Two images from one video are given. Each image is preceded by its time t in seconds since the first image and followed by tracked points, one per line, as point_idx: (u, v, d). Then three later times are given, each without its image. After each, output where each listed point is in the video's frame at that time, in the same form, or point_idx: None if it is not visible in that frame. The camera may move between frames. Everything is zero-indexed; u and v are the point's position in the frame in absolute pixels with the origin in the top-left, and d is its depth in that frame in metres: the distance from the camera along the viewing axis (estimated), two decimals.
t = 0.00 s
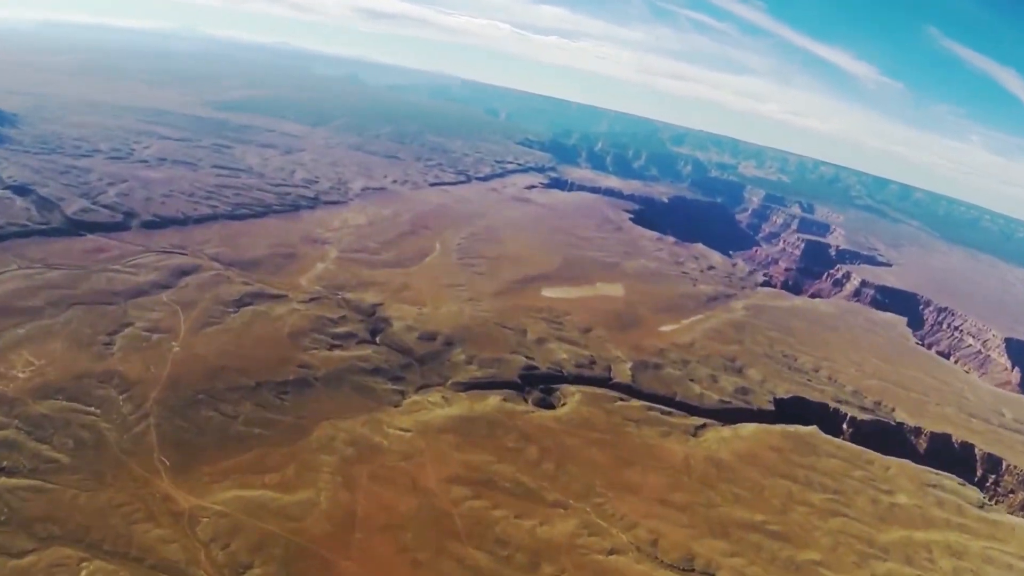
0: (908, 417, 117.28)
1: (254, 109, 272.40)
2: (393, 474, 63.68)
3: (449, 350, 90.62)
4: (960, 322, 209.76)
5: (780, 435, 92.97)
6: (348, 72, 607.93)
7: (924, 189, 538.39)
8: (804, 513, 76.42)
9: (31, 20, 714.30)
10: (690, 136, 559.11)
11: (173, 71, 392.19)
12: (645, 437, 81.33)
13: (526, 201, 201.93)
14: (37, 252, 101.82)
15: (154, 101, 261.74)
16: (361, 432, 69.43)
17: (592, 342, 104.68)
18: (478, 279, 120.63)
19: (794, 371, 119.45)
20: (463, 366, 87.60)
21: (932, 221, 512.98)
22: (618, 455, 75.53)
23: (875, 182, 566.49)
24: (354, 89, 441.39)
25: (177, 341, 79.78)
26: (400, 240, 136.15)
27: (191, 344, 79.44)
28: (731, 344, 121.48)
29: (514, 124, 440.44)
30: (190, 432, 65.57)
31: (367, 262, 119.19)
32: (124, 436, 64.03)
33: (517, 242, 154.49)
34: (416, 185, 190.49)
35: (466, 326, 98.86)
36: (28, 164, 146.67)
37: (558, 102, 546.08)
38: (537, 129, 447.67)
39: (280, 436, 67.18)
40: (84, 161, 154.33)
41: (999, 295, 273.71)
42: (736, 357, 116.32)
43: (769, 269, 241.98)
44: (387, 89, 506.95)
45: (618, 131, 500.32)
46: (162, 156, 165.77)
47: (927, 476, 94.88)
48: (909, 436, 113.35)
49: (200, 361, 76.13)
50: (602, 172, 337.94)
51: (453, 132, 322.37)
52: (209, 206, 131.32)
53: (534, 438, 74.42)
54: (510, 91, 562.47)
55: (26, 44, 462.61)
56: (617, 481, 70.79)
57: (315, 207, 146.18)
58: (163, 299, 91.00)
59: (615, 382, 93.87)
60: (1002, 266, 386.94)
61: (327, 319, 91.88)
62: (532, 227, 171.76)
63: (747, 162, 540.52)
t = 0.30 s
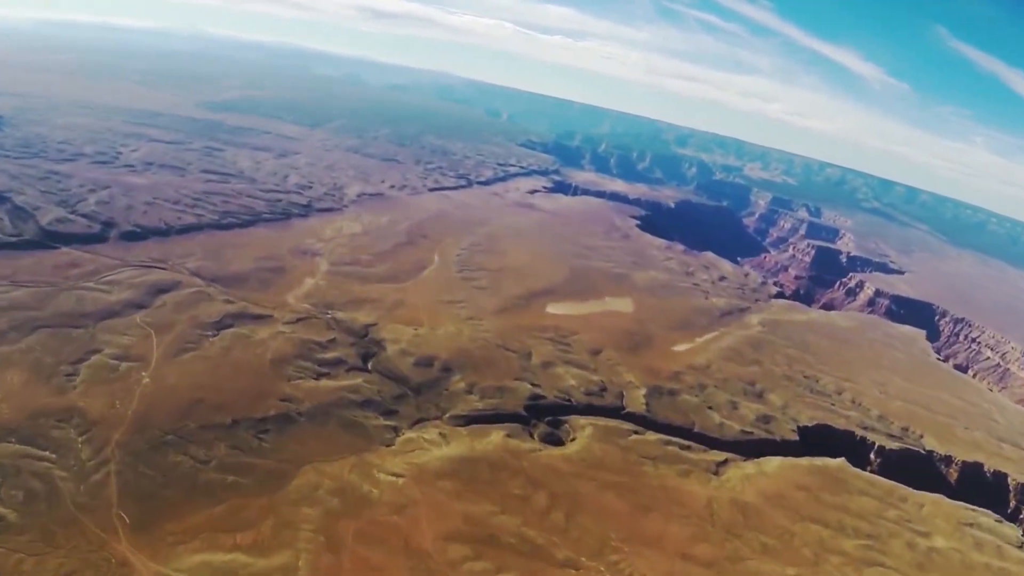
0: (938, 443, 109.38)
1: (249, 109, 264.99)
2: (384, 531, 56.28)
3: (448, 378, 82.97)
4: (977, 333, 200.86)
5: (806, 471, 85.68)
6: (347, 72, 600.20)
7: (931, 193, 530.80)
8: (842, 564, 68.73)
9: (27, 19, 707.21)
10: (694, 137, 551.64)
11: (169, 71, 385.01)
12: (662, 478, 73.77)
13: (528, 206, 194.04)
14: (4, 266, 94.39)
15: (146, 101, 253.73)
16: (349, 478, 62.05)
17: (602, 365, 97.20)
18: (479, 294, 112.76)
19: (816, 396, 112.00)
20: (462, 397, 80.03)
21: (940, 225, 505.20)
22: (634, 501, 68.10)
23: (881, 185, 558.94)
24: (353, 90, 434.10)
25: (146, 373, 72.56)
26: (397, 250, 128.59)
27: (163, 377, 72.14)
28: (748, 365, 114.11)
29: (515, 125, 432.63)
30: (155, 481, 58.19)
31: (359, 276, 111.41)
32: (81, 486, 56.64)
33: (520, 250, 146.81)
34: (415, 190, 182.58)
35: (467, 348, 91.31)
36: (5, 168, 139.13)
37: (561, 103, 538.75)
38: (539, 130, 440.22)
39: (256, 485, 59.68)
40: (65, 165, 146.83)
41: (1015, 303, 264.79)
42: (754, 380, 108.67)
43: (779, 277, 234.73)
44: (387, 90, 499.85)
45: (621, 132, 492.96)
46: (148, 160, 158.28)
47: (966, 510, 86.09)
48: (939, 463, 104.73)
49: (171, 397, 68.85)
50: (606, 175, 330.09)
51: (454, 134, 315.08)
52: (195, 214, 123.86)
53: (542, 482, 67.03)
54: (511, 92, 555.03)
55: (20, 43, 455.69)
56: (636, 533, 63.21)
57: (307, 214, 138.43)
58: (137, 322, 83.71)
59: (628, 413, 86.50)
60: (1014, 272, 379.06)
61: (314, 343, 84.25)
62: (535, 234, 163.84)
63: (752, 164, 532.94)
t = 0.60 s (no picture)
0: (974, 471, 100.77)
1: (247, 108, 257.43)
2: None
3: (450, 408, 75.49)
4: (998, 342, 190.83)
5: (841, 511, 78.22)
6: (350, 70, 592.29)
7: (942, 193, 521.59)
8: None
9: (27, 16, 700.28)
10: (701, 136, 543.01)
11: (167, 68, 377.52)
12: (688, 525, 66.36)
13: (535, 209, 185.98)
14: None
15: (140, 100, 246.13)
16: (338, 535, 54.77)
17: (618, 390, 89.65)
18: (484, 308, 105.09)
19: (843, 421, 104.43)
20: (464, 431, 72.55)
21: (951, 226, 496.27)
22: (659, 555, 60.64)
23: (890, 185, 549.89)
24: (355, 87, 425.98)
25: (116, 408, 65.51)
26: (396, 258, 120.91)
27: (133, 413, 65.02)
28: (772, 387, 106.54)
29: (520, 124, 424.45)
30: (116, 542, 51.07)
31: (356, 288, 103.72)
32: (32, 548, 49.45)
33: (527, 256, 138.95)
34: (416, 191, 174.59)
35: (471, 372, 83.77)
36: None
37: (566, 101, 530.11)
38: (545, 129, 432.01)
39: (232, 545, 52.58)
40: (49, 168, 139.53)
41: None
42: (779, 404, 101.25)
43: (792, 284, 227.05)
44: (390, 87, 491.89)
45: (627, 131, 484.39)
46: (136, 162, 150.94)
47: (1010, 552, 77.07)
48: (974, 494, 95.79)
49: (140, 438, 61.75)
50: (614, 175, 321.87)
51: (458, 133, 307.27)
52: (182, 222, 116.40)
53: (555, 535, 59.68)
54: (516, 89, 546.53)
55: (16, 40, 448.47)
56: None
57: (302, 220, 130.86)
58: (110, 346, 76.44)
59: (646, 446, 79.18)
60: None
61: (303, 368, 76.83)
62: (543, 239, 155.71)
63: (760, 163, 524.21)
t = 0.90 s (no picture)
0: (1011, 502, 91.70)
1: (245, 108, 250.45)
2: None
3: (450, 445, 68.42)
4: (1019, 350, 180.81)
5: (881, 552, 70.48)
6: (352, 68, 584.84)
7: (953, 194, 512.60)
8: None
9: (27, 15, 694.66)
10: (708, 136, 534.78)
11: (165, 67, 370.61)
12: None
13: (541, 213, 178.27)
14: None
15: (135, 100, 239.10)
16: None
17: (634, 418, 82.40)
18: (490, 324, 97.79)
19: (875, 450, 97.06)
20: (467, 471, 65.34)
21: (962, 228, 487.55)
22: None
23: (900, 185, 541.18)
24: (356, 86, 418.88)
25: (77, 452, 58.71)
26: (396, 268, 113.63)
27: (98, 458, 58.16)
28: (798, 411, 99.28)
29: (525, 124, 416.71)
30: None
31: (352, 302, 96.34)
32: None
33: (535, 264, 131.51)
34: (417, 194, 166.98)
35: (475, 399, 76.58)
36: None
37: (571, 99, 522.26)
38: (550, 129, 424.52)
39: None
40: (31, 172, 132.67)
41: None
42: (806, 431, 94.33)
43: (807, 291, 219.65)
44: (392, 86, 484.59)
45: (634, 130, 476.49)
46: (124, 166, 143.97)
47: None
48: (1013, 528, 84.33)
49: (103, 488, 54.80)
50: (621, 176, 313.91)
51: (461, 133, 299.90)
52: (167, 231, 109.38)
53: None
54: (520, 88, 538.76)
55: (15, 39, 442.49)
56: None
57: (296, 228, 123.62)
58: (78, 376, 69.56)
59: (666, 487, 71.99)
60: None
61: (289, 400, 69.83)
62: (551, 245, 148.08)
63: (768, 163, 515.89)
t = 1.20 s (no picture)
0: None
1: (239, 110, 242.99)
2: None
3: (449, 496, 61.13)
4: None
5: None
6: (352, 69, 577.19)
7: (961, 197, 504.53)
8: None
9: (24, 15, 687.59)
10: (713, 138, 527.13)
11: (160, 68, 363.10)
12: None
13: (545, 221, 170.59)
14: None
15: (126, 103, 231.81)
16: None
17: (652, 459, 75.04)
18: (493, 348, 90.30)
19: (909, 486, 89.60)
20: (468, 529, 57.94)
21: (971, 232, 479.66)
22: None
23: (907, 189, 533.45)
24: (355, 88, 411.37)
25: (24, 514, 51.17)
26: (392, 284, 106.17)
27: (46, 520, 50.92)
28: (825, 444, 91.93)
29: (528, 126, 409.25)
30: None
31: (342, 326, 88.80)
32: None
33: (540, 277, 124.09)
34: (415, 202, 159.38)
35: (476, 440, 69.22)
36: None
37: (574, 101, 514.62)
38: (552, 132, 417.12)
39: None
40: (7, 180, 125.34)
41: None
42: (835, 467, 86.98)
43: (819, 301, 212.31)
44: (392, 88, 476.94)
45: (637, 133, 469.08)
46: (106, 174, 136.66)
47: None
48: None
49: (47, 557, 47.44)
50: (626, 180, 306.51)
51: (462, 136, 292.51)
52: (147, 247, 101.97)
53: None
54: (522, 89, 531.18)
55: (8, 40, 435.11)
56: None
57: (285, 241, 116.35)
58: (34, 418, 62.28)
59: (690, 540, 64.52)
60: None
61: (269, 445, 62.52)
62: (556, 257, 140.41)
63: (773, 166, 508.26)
